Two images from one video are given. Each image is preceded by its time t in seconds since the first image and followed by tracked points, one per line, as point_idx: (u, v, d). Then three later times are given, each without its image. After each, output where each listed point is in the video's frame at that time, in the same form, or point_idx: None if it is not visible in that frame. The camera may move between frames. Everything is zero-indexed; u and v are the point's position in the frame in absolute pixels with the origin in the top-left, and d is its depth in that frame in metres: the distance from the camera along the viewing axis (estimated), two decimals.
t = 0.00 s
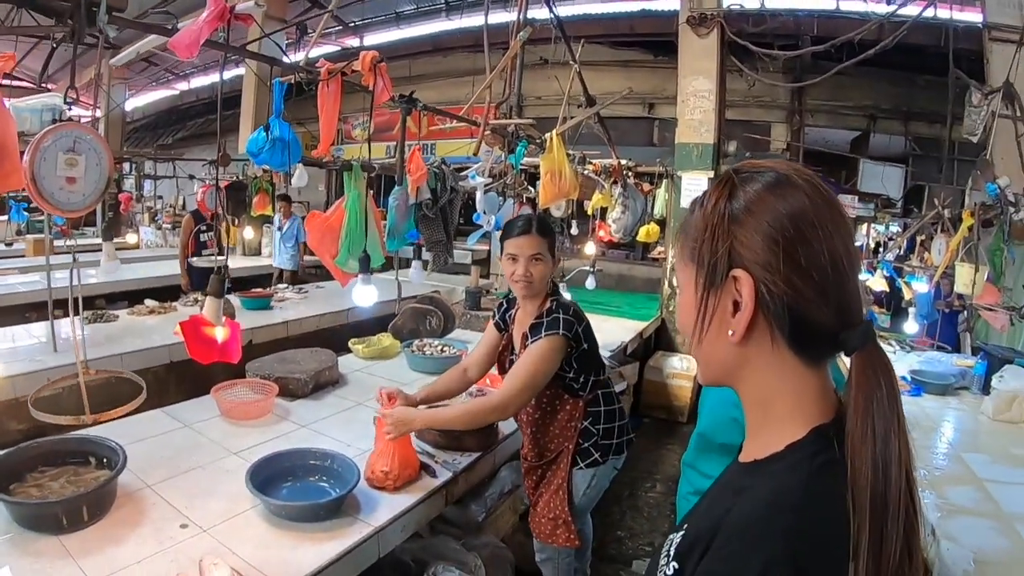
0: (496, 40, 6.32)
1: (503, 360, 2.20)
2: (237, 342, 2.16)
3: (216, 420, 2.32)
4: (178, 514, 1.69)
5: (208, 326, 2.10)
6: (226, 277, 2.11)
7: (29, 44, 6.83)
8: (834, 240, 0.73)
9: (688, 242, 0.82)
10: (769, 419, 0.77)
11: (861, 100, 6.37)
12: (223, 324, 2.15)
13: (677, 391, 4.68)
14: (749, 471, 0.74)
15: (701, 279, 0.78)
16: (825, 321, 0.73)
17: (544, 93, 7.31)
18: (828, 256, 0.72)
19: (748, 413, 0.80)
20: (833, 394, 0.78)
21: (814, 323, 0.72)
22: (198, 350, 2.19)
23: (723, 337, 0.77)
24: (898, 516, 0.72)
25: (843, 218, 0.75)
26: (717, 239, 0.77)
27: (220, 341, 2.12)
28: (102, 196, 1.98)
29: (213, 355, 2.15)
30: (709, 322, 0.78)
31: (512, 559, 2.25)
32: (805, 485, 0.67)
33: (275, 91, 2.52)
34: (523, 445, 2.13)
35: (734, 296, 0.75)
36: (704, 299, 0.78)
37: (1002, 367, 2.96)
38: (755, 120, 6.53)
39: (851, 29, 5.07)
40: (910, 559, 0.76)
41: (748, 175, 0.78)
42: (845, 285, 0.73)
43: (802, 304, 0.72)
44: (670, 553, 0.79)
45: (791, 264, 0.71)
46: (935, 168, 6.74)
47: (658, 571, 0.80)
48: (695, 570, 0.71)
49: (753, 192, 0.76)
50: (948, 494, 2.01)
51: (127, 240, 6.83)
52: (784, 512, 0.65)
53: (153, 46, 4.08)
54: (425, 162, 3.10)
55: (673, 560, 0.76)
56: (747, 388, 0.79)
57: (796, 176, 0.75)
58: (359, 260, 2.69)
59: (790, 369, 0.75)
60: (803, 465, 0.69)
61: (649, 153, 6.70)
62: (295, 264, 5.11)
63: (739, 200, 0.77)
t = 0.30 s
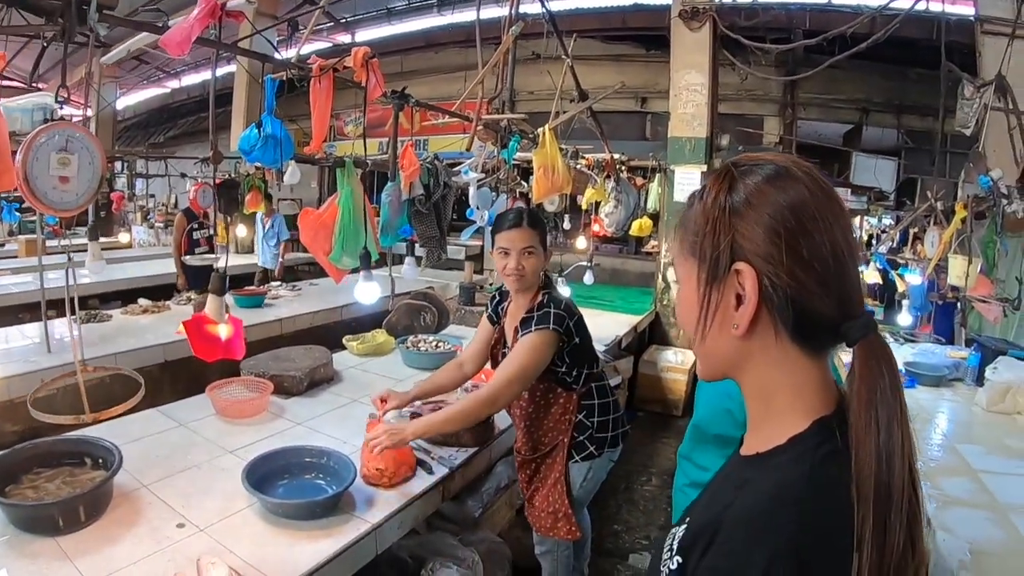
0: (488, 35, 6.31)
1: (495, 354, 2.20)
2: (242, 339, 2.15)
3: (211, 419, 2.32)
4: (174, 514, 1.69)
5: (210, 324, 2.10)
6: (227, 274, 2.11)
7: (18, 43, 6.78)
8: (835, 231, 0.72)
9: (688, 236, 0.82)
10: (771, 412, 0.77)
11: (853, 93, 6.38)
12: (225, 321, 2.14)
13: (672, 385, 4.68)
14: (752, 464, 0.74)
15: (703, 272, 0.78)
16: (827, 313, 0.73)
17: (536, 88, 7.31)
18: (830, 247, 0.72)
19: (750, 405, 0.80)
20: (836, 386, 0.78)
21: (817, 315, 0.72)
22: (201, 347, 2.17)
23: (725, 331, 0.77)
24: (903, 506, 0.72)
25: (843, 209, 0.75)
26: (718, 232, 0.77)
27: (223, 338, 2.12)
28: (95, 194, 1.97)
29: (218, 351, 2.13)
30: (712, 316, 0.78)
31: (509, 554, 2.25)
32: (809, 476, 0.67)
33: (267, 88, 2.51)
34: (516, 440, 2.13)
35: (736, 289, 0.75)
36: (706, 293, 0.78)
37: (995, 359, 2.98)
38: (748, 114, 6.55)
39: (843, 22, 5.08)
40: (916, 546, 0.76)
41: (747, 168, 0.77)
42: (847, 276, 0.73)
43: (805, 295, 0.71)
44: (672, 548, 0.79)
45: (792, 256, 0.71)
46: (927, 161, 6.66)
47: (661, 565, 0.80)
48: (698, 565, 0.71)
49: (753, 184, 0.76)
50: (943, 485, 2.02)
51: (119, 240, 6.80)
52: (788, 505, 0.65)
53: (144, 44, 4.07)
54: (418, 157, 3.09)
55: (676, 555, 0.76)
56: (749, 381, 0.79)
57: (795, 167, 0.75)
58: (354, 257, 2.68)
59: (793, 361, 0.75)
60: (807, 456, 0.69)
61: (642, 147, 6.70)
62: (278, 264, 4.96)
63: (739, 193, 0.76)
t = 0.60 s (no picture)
0: (479, 33, 6.31)
1: (496, 344, 2.23)
2: (239, 337, 2.14)
3: (203, 419, 2.31)
4: (168, 515, 1.68)
5: (207, 322, 2.09)
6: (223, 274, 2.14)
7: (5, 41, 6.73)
8: (842, 226, 0.73)
9: (694, 231, 0.82)
10: (778, 408, 0.77)
11: (843, 90, 6.42)
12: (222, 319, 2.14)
13: (664, 381, 4.70)
14: (756, 460, 0.74)
15: (710, 267, 0.78)
16: (834, 307, 0.73)
17: (527, 85, 7.31)
18: (837, 241, 0.72)
19: (756, 400, 0.81)
20: (841, 381, 0.78)
21: (824, 309, 0.73)
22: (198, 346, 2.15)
23: (732, 326, 0.77)
24: (909, 500, 0.72)
25: (848, 204, 0.76)
26: (725, 227, 0.77)
27: (221, 336, 2.11)
28: (83, 194, 1.94)
29: (215, 351, 2.11)
30: (719, 311, 0.78)
31: (504, 552, 2.25)
32: (818, 469, 0.67)
33: (258, 85, 2.49)
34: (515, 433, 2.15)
35: (744, 284, 0.75)
36: (713, 287, 0.78)
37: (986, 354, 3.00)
38: (738, 111, 6.57)
39: (833, 20, 5.10)
40: (921, 540, 0.77)
41: (753, 163, 0.78)
42: (854, 270, 0.73)
43: (812, 289, 0.72)
44: (678, 545, 0.80)
45: (800, 250, 0.71)
46: (918, 157, 6.78)
47: (668, 563, 0.80)
48: (707, 560, 0.72)
49: (759, 179, 0.76)
50: (937, 479, 2.04)
51: (109, 239, 6.77)
52: (797, 499, 0.66)
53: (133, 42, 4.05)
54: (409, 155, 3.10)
55: (683, 552, 0.76)
56: (756, 376, 0.79)
57: (801, 163, 0.75)
58: (346, 255, 2.67)
59: (799, 356, 0.75)
60: (815, 450, 0.69)
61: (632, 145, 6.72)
62: (256, 263, 4.97)
63: (746, 187, 0.77)
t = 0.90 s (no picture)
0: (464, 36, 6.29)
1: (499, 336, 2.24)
2: (216, 349, 2.13)
3: (190, 429, 2.28)
4: (156, 528, 1.66)
5: (185, 333, 2.07)
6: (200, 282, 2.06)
7: None
8: (829, 234, 0.72)
9: (682, 239, 0.81)
10: (767, 417, 0.76)
11: (828, 91, 6.46)
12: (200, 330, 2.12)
13: (652, 383, 4.70)
14: (746, 469, 0.74)
15: (697, 276, 0.77)
16: (823, 314, 0.73)
17: (513, 89, 7.31)
18: (825, 249, 0.72)
19: (745, 408, 0.80)
20: (830, 387, 0.78)
21: (812, 317, 0.72)
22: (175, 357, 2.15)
23: (720, 334, 0.76)
24: (901, 506, 0.72)
25: (837, 210, 0.75)
26: (712, 235, 0.76)
27: (198, 347, 2.10)
28: (61, 205, 1.93)
29: (192, 362, 2.11)
30: (706, 319, 0.77)
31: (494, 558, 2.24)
32: (808, 479, 0.67)
33: (243, 91, 2.47)
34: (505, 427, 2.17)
35: (731, 292, 0.74)
36: (701, 297, 0.77)
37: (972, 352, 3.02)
38: (723, 113, 6.60)
39: (817, 21, 5.13)
40: (913, 548, 0.76)
41: (739, 171, 0.77)
42: (842, 278, 0.73)
43: (800, 298, 0.71)
44: (669, 554, 0.78)
45: (787, 259, 0.71)
46: (903, 157, 6.82)
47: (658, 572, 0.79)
48: (697, 571, 0.71)
49: (746, 187, 0.75)
50: (926, 477, 2.04)
51: (93, 247, 6.70)
52: (788, 508, 0.65)
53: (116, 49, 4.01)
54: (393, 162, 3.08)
55: (674, 562, 0.75)
56: (744, 384, 0.78)
57: (788, 170, 0.75)
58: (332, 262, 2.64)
59: (787, 365, 0.75)
60: (805, 459, 0.69)
61: (618, 147, 6.73)
62: (233, 271, 5.02)
63: (733, 195, 0.76)
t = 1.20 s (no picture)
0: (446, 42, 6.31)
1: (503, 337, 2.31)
2: (189, 369, 2.13)
3: (174, 442, 2.25)
4: (141, 544, 1.63)
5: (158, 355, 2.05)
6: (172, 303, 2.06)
7: None
8: (795, 260, 0.72)
9: (650, 265, 0.81)
10: (737, 440, 0.76)
11: (810, 94, 6.51)
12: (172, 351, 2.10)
13: (637, 388, 4.71)
14: (720, 491, 0.73)
15: (664, 303, 0.77)
16: (788, 341, 0.73)
17: (495, 94, 7.33)
18: (790, 276, 0.72)
19: (715, 430, 0.80)
20: (800, 409, 0.78)
21: (778, 343, 0.72)
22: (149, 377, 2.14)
23: (688, 360, 0.76)
24: (869, 528, 0.72)
25: (805, 235, 0.74)
26: (678, 263, 0.76)
27: (171, 367, 2.06)
28: (44, 223, 1.90)
29: (165, 383, 2.08)
30: (673, 346, 0.77)
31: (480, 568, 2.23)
32: (776, 505, 0.67)
33: (221, 104, 2.45)
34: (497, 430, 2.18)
35: (697, 319, 0.74)
36: (668, 323, 0.77)
37: (954, 353, 3.05)
38: (706, 117, 6.63)
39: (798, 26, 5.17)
40: (882, 568, 0.76)
41: (706, 198, 0.77)
42: (807, 304, 0.73)
43: (765, 325, 0.71)
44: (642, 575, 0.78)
45: (751, 287, 0.71)
46: (884, 159, 6.86)
47: None
48: None
49: (712, 215, 0.75)
50: (907, 480, 2.05)
51: (75, 256, 6.63)
52: (756, 535, 0.65)
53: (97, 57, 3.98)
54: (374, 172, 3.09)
55: None
56: (714, 408, 0.78)
57: (754, 197, 0.74)
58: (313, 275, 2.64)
59: (754, 389, 0.75)
60: (773, 485, 0.68)
61: (600, 152, 6.76)
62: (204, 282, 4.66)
63: (699, 223, 0.76)
